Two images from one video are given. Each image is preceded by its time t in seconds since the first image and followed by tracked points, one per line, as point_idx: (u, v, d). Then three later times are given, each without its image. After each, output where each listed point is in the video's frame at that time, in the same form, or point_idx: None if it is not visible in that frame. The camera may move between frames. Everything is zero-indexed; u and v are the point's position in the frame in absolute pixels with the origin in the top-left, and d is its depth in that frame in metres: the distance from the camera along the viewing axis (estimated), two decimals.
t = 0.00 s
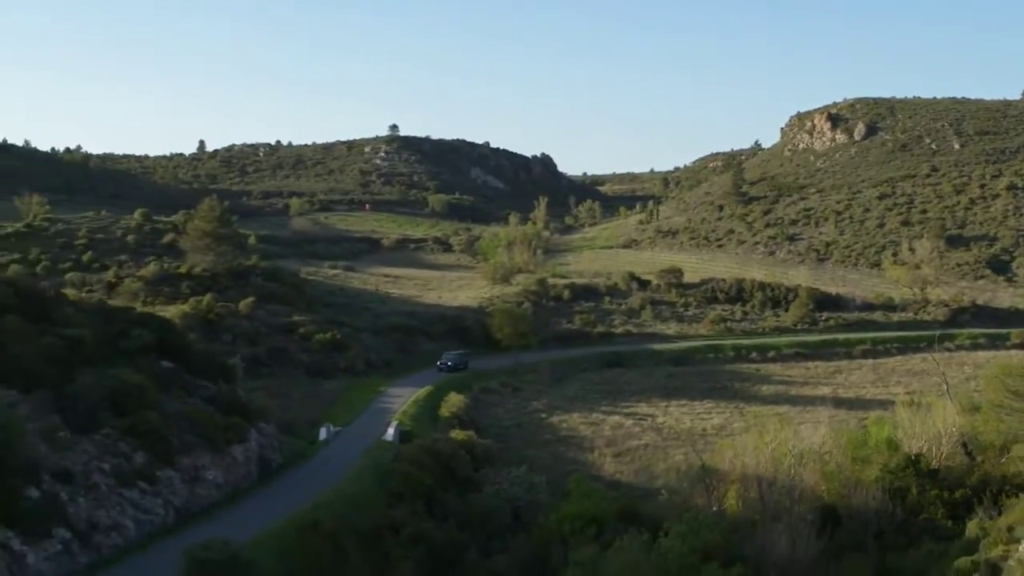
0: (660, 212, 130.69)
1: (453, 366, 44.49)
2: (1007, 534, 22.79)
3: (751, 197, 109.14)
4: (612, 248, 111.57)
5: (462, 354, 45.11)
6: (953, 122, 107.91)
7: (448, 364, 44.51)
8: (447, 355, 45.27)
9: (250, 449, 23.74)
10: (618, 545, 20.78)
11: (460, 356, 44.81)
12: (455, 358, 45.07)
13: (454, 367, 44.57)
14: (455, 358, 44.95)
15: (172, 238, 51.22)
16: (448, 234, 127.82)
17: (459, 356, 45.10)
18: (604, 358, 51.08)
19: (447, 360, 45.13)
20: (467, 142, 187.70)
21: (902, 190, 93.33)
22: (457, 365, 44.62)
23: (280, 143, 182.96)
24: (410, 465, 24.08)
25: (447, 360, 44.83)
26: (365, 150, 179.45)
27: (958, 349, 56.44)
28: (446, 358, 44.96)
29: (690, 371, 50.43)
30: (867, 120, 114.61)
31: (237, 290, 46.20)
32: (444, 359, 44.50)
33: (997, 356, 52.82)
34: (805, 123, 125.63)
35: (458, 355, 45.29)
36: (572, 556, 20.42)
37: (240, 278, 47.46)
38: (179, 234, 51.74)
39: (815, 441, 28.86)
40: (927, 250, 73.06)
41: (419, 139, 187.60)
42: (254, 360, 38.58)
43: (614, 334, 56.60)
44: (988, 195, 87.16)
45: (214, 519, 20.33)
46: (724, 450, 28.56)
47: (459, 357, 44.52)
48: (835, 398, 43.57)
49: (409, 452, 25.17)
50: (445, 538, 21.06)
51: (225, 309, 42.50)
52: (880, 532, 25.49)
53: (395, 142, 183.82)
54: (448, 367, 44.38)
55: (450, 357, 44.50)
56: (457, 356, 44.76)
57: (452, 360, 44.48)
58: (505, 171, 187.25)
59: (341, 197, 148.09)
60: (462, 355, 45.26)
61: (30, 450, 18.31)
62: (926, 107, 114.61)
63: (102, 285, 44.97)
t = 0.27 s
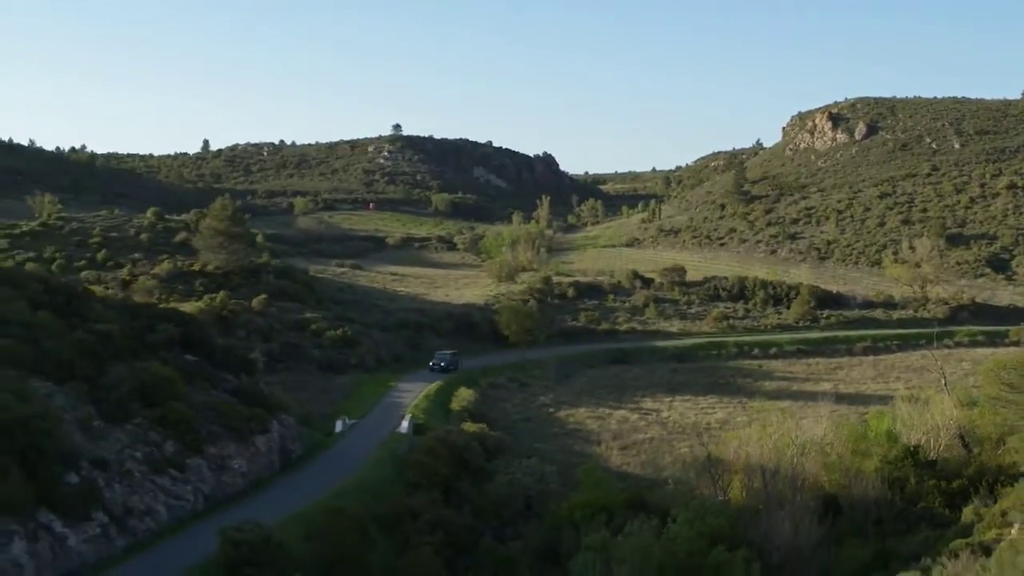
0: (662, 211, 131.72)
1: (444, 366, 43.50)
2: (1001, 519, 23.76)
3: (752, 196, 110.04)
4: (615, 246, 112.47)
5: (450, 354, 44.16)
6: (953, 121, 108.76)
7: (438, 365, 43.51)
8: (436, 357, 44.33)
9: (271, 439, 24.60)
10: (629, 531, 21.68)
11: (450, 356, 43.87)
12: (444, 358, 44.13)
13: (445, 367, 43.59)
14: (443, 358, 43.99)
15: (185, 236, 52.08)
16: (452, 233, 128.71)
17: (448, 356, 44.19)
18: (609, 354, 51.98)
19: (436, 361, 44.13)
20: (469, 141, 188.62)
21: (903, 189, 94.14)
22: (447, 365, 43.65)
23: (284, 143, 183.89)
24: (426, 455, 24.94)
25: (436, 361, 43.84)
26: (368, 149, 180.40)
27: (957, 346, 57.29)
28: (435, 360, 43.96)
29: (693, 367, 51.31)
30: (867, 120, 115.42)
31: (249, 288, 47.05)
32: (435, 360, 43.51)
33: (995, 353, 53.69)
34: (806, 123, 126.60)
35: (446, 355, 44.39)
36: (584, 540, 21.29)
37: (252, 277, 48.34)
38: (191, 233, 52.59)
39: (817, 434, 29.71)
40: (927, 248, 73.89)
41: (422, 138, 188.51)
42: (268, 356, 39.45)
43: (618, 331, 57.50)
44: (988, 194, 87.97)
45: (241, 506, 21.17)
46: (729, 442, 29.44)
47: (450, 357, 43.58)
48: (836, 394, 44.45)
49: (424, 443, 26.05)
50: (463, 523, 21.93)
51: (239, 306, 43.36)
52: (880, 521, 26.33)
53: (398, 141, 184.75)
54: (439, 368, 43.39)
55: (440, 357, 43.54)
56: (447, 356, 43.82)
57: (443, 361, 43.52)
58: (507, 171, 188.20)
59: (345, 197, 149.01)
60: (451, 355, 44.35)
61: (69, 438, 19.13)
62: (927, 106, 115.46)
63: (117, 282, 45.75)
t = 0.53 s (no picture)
0: (664, 209, 132.80)
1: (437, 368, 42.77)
2: (994, 502, 24.78)
3: (753, 194, 111.10)
4: (617, 245, 113.56)
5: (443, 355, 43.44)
6: (952, 121, 109.78)
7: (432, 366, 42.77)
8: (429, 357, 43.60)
9: (295, 429, 25.63)
10: (638, 514, 22.74)
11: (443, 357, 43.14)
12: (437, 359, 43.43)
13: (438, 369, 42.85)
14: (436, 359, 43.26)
15: (198, 235, 53.12)
16: (455, 231, 129.80)
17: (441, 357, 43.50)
18: (613, 351, 53.04)
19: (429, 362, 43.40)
20: (472, 140, 189.70)
21: (902, 187, 95.17)
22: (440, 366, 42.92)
23: (287, 142, 184.94)
24: (443, 445, 26.00)
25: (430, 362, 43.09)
26: (371, 148, 181.46)
27: (955, 343, 58.37)
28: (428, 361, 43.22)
29: (696, 363, 52.38)
30: (867, 119, 116.41)
31: (262, 285, 48.11)
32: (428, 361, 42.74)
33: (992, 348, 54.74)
34: (807, 123, 127.64)
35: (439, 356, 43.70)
36: (596, 524, 22.35)
37: (264, 274, 49.40)
38: (204, 232, 53.63)
39: (819, 426, 30.77)
40: (926, 247, 74.94)
41: (424, 137, 189.58)
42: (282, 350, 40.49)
43: (622, 328, 58.59)
44: (987, 193, 88.99)
45: (269, 491, 22.20)
46: (733, 433, 30.50)
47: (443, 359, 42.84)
48: (837, 388, 45.53)
49: (440, 433, 27.11)
50: (480, 508, 22.98)
51: (253, 302, 44.42)
52: (878, 508, 27.36)
53: (401, 140, 185.79)
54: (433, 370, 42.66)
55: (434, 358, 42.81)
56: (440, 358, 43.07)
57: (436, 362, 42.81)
58: (509, 170, 189.29)
59: (349, 195, 150.09)
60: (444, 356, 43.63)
61: (109, 425, 20.15)
62: (926, 106, 116.47)
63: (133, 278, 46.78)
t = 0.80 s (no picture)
0: (665, 207, 133.86)
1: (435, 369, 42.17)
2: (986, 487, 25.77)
3: (754, 192, 112.17)
4: (619, 242, 114.68)
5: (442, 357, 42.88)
6: (951, 119, 110.79)
7: (430, 367, 42.18)
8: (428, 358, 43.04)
9: (316, 419, 26.71)
10: (646, 500, 23.78)
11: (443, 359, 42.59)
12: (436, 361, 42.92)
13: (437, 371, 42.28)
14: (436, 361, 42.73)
15: (211, 233, 54.17)
16: (458, 229, 130.87)
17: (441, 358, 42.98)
18: (617, 346, 54.11)
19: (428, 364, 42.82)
20: (474, 139, 190.78)
21: (901, 185, 96.18)
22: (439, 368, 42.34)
23: (290, 140, 186.00)
24: (456, 436, 27.06)
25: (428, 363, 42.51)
26: (374, 147, 182.54)
27: (952, 338, 59.43)
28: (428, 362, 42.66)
29: (699, 358, 53.44)
30: (867, 118, 117.38)
31: (275, 282, 49.17)
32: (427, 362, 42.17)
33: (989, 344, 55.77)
34: (807, 121, 128.64)
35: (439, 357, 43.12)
36: (607, 509, 23.40)
37: (276, 271, 50.46)
38: (216, 229, 54.69)
39: (819, 417, 31.83)
40: (925, 244, 75.97)
41: (427, 136, 190.64)
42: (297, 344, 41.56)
43: (626, 324, 59.67)
44: (985, 191, 89.99)
45: (295, 478, 23.26)
46: (736, 424, 31.56)
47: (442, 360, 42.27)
48: (837, 382, 46.59)
49: (454, 424, 28.19)
50: (495, 494, 24.05)
51: (266, 298, 45.48)
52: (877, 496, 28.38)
53: (403, 138, 186.86)
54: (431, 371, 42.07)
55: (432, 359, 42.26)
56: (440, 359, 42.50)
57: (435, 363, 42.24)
58: (511, 168, 190.39)
59: (352, 193, 151.18)
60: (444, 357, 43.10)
61: (146, 412, 21.23)
62: (925, 104, 117.46)
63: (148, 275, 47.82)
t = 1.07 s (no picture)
0: (669, 204, 134.76)
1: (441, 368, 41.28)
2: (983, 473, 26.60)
3: (757, 189, 113.06)
4: (623, 238, 115.61)
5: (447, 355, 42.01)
6: (953, 116, 111.57)
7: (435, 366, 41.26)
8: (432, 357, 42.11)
9: (336, 409, 27.64)
10: (655, 486, 24.73)
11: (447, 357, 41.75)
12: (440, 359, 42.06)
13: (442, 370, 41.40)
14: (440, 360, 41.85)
15: (223, 229, 55.09)
16: (463, 226, 131.80)
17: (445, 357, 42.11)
18: (623, 340, 54.99)
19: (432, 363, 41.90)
20: (478, 136, 191.70)
21: (904, 182, 96.98)
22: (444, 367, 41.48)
23: (296, 137, 186.96)
24: (471, 426, 27.99)
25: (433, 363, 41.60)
26: (379, 143, 183.46)
27: (953, 333, 60.25)
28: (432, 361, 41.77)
29: (704, 352, 54.30)
30: (869, 115, 118.15)
31: (287, 277, 50.07)
32: (433, 361, 41.28)
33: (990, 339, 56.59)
34: (810, 118, 129.40)
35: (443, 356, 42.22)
36: (618, 495, 24.31)
37: (289, 267, 51.37)
38: (229, 226, 55.60)
39: (822, 409, 32.70)
40: (926, 240, 76.78)
41: (431, 133, 191.52)
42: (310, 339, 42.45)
43: (632, 319, 60.58)
44: (987, 187, 90.76)
45: (318, 465, 24.17)
46: (741, 415, 32.47)
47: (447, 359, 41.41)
48: (839, 376, 47.46)
49: (469, 414, 29.12)
50: (510, 481, 24.95)
51: (280, 293, 46.40)
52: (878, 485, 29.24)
53: (408, 135, 187.77)
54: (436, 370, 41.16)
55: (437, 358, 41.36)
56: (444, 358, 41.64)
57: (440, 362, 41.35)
58: (515, 165, 191.28)
59: (357, 190, 152.12)
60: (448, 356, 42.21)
61: (178, 400, 22.15)
62: (927, 101, 118.20)
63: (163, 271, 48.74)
